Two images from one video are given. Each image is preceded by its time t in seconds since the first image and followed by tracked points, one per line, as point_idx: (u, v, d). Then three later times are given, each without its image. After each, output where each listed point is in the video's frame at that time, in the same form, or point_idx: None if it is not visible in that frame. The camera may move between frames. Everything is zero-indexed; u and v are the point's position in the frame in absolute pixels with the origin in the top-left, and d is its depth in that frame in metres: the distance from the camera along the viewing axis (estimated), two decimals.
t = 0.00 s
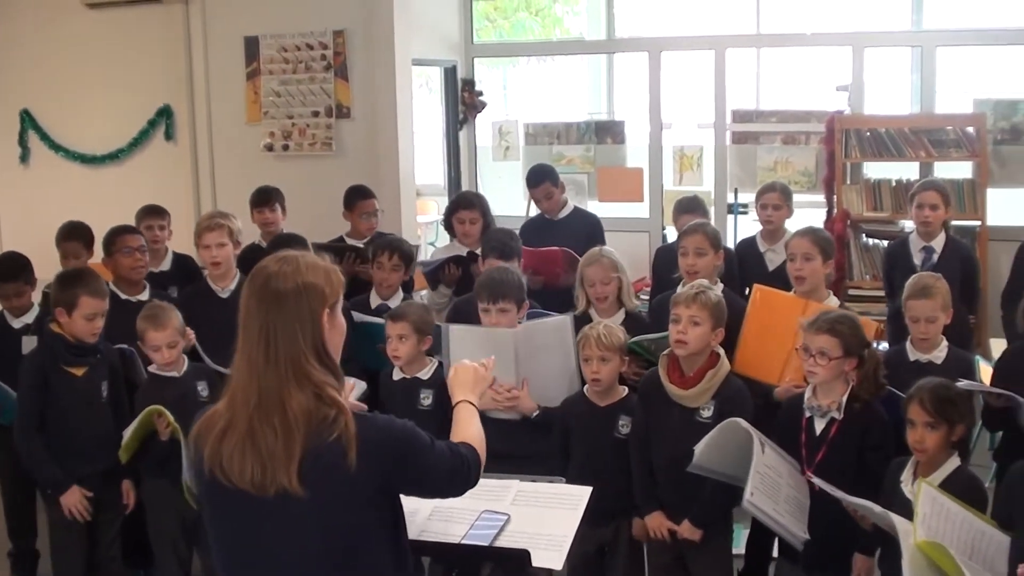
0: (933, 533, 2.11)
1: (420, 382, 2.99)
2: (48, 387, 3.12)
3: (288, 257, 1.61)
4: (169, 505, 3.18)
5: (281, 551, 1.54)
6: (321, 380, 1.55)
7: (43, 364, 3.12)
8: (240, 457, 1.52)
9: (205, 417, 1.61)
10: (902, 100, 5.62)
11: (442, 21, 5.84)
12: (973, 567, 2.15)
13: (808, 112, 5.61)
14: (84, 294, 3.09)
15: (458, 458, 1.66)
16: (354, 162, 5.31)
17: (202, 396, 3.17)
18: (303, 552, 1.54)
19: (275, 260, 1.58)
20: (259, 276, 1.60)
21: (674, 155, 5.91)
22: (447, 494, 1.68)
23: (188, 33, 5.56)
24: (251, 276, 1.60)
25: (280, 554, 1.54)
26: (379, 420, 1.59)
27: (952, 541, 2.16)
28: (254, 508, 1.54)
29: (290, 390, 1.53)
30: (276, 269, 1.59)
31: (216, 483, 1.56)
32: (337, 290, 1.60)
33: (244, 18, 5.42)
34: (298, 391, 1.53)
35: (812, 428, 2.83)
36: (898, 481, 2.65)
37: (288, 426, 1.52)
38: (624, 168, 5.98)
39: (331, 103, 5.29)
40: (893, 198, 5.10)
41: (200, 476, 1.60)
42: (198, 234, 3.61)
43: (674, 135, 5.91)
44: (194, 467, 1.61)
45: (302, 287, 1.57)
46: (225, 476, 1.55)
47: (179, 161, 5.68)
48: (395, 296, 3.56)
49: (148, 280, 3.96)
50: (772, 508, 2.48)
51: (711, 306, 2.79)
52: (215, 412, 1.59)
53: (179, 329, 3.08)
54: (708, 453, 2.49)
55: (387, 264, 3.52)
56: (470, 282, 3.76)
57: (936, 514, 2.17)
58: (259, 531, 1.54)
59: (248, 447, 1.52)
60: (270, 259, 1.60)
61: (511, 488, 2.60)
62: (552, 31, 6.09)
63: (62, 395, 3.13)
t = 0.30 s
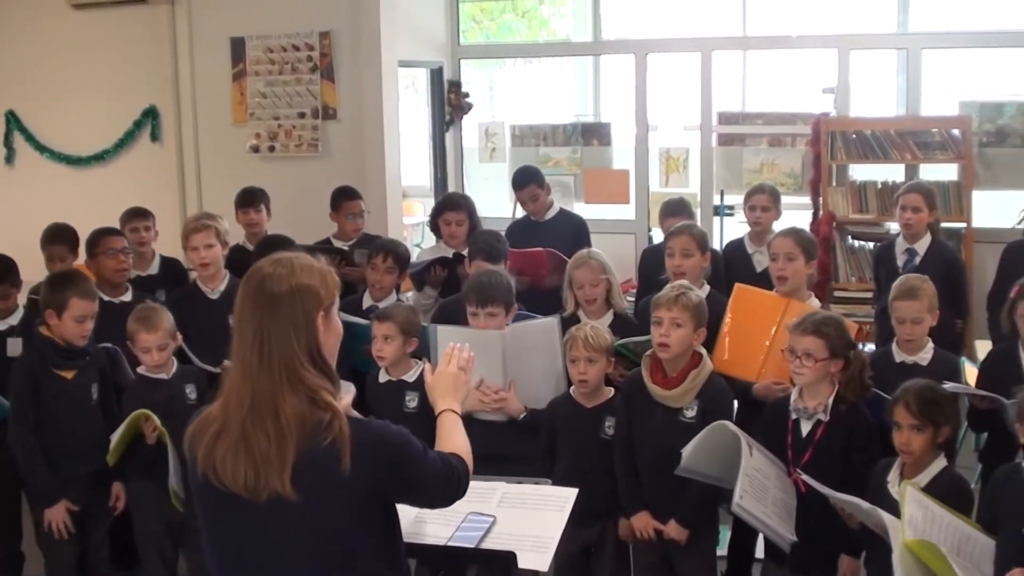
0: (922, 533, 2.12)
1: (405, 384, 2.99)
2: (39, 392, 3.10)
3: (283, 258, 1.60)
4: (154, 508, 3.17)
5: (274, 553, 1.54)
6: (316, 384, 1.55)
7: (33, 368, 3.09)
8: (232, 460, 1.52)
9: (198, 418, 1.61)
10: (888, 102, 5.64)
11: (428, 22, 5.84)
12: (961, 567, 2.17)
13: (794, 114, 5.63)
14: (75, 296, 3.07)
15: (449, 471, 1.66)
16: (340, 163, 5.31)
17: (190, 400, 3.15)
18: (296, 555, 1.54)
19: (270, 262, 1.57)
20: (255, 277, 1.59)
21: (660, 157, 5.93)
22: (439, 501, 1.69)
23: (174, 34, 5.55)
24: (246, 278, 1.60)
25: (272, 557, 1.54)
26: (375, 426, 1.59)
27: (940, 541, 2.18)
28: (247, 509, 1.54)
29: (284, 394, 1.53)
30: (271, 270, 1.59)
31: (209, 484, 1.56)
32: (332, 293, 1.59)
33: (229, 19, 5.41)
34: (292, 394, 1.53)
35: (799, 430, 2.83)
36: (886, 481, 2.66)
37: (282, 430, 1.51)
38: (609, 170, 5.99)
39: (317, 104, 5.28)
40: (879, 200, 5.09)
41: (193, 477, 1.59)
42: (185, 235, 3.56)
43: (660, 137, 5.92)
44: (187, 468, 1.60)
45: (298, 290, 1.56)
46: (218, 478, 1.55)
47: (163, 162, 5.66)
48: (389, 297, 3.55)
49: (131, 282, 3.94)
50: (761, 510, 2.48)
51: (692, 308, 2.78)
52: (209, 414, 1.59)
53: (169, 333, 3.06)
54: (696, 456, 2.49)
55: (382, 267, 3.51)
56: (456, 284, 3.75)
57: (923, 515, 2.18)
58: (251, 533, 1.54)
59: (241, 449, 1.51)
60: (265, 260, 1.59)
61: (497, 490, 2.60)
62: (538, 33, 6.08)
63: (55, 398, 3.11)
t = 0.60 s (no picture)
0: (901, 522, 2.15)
1: (377, 384, 2.98)
2: (13, 395, 3.07)
3: (274, 258, 1.61)
4: (127, 509, 3.15)
5: (245, 550, 1.53)
6: (298, 382, 1.54)
7: (7, 371, 3.07)
8: (209, 454, 1.51)
9: (179, 413, 1.60)
10: (860, 98, 5.71)
11: (402, 19, 5.83)
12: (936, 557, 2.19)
13: (767, 110, 5.66)
14: (50, 296, 3.05)
15: (432, 459, 1.65)
16: (313, 161, 5.32)
17: (164, 400, 3.13)
18: (267, 552, 1.52)
19: (260, 262, 1.58)
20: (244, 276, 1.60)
21: (633, 153, 5.95)
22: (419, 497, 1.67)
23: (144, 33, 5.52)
24: (235, 275, 1.60)
25: (244, 554, 1.53)
26: (352, 427, 1.58)
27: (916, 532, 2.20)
28: (221, 504, 1.53)
29: (265, 389, 1.53)
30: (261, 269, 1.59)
31: (185, 479, 1.55)
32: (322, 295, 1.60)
33: (200, 18, 5.40)
34: (272, 390, 1.53)
35: (773, 425, 2.83)
36: (860, 471, 2.68)
37: (259, 426, 1.51)
38: (581, 166, 6.00)
39: (289, 102, 5.29)
40: (852, 195, 5.17)
41: (170, 471, 1.58)
42: (160, 234, 3.54)
43: (633, 133, 5.94)
44: (164, 464, 1.60)
45: (288, 291, 1.57)
46: (193, 472, 1.54)
47: (135, 162, 5.63)
48: (361, 295, 3.56)
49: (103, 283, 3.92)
50: (736, 508, 2.49)
51: (662, 303, 2.78)
52: (189, 408, 1.58)
53: (142, 334, 3.04)
54: (671, 453, 2.50)
55: (353, 264, 3.53)
56: (427, 284, 3.72)
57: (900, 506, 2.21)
58: (224, 529, 1.53)
59: (218, 443, 1.51)
60: (255, 259, 1.60)
61: (472, 488, 2.60)
62: (510, 30, 6.09)
63: (28, 401, 3.09)
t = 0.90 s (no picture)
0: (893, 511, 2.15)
1: (366, 374, 2.98)
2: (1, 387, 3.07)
3: (268, 251, 1.59)
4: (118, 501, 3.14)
5: (235, 540, 1.51)
6: (292, 372, 1.52)
7: None
8: (200, 444, 1.49)
9: (169, 404, 1.58)
10: (848, 84, 5.72)
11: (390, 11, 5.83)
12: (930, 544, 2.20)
13: (755, 99, 5.68)
14: (44, 288, 3.04)
15: (424, 437, 1.63)
16: (298, 154, 5.33)
17: (153, 393, 3.13)
18: (257, 541, 1.50)
19: (253, 253, 1.57)
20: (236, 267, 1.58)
21: (621, 143, 5.97)
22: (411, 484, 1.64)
23: (130, 28, 5.52)
24: (229, 267, 1.58)
25: (234, 542, 1.51)
26: (342, 415, 1.56)
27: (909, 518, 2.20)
28: (211, 494, 1.51)
29: (259, 379, 1.51)
30: (254, 261, 1.57)
31: (174, 470, 1.53)
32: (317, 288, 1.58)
33: (186, 11, 5.40)
34: (265, 379, 1.51)
35: (762, 414, 2.83)
36: (850, 457, 2.68)
37: (252, 414, 1.49)
38: (570, 156, 6.01)
39: (276, 94, 5.29)
40: (840, 182, 5.19)
41: (159, 463, 1.56)
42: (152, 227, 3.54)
43: (621, 123, 5.96)
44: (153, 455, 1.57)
45: (282, 282, 1.55)
46: (182, 462, 1.51)
47: (122, 156, 5.63)
48: (341, 285, 3.55)
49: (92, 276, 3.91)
50: (726, 496, 2.49)
51: (649, 293, 2.79)
52: (180, 399, 1.56)
53: (129, 326, 3.04)
54: (662, 442, 2.50)
55: (328, 252, 3.52)
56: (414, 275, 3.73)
57: (892, 494, 2.21)
58: (213, 519, 1.51)
59: (209, 432, 1.48)
60: (247, 251, 1.58)
61: (462, 478, 2.60)
62: (497, 20, 6.08)
63: (17, 394, 3.08)
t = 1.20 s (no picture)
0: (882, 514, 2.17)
1: (351, 375, 2.97)
2: None
3: (237, 256, 1.59)
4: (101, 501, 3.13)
5: (206, 544, 1.51)
6: (263, 377, 1.52)
7: None
8: (171, 449, 1.48)
9: (138, 409, 1.56)
10: (831, 84, 5.76)
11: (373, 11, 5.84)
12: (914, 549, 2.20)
13: (738, 98, 5.71)
14: (18, 284, 2.99)
15: (394, 446, 1.65)
16: (280, 154, 5.33)
17: (134, 393, 3.13)
18: (228, 545, 1.50)
19: (225, 258, 1.57)
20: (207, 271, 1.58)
21: (604, 142, 5.98)
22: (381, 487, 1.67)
23: (112, 29, 5.50)
24: (198, 271, 1.57)
25: (206, 547, 1.51)
26: (313, 419, 1.58)
27: (895, 524, 2.21)
28: (183, 499, 1.50)
29: (231, 383, 1.51)
30: (226, 266, 1.57)
31: (144, 475, 1.52)
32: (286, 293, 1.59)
33: (169, 11, 5.39)
34: (238, 384, 1.51)
35: (747, 412, 2.82)
36: (834, 454, 2.68)
37: (224, 419, 1.49)
38: (553, 155, 6.01)
39: (258, 94, 5.28)
40: (823, 180, 5.22)
41: (128, 468, 1.55)
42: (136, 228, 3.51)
43: (604, 123, 5.97)
44: (122, 461, 1.56)
45: (253, 288, 1.56)
46: (153, 467, 1.50)
47: (105, 156, 5.62)
48: (317, 284, 3.52)
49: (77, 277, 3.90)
50: (712, 494, 2.50)
51: (631, 295, 2.78)
52: (149, 404, 1.55)
53: (110, 325, 3.06)
54: (646, 440, 2.50)
55: (303, 251, 3.48)
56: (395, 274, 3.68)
57: (878, 496, 2.23)
58: (185, 524, 1.51)
59: (180, 437, 1.48)
60: (218, 256, 1.58)
61: (447, 478, 2.60)
62: (480, 20, 6.10)
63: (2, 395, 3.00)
